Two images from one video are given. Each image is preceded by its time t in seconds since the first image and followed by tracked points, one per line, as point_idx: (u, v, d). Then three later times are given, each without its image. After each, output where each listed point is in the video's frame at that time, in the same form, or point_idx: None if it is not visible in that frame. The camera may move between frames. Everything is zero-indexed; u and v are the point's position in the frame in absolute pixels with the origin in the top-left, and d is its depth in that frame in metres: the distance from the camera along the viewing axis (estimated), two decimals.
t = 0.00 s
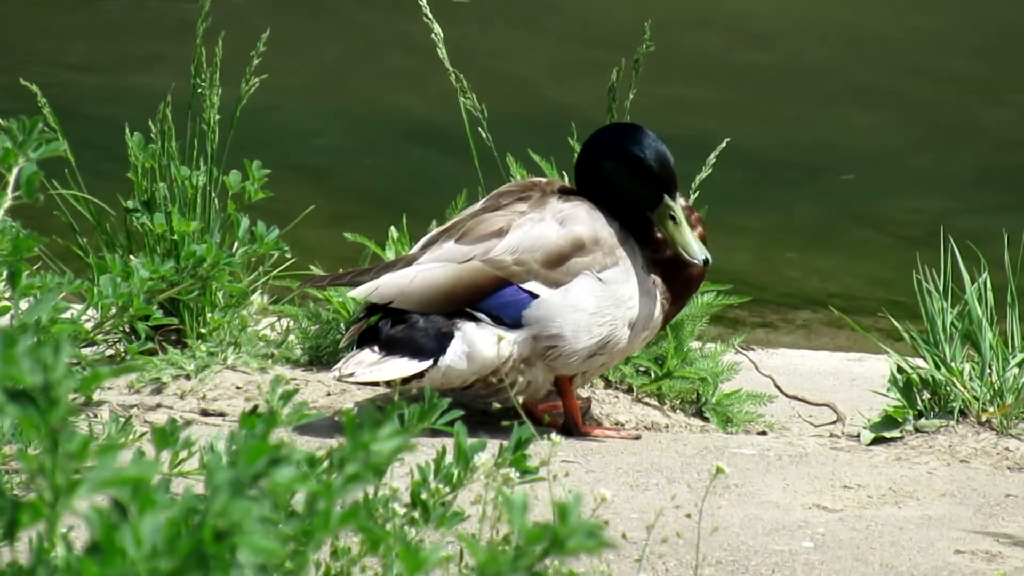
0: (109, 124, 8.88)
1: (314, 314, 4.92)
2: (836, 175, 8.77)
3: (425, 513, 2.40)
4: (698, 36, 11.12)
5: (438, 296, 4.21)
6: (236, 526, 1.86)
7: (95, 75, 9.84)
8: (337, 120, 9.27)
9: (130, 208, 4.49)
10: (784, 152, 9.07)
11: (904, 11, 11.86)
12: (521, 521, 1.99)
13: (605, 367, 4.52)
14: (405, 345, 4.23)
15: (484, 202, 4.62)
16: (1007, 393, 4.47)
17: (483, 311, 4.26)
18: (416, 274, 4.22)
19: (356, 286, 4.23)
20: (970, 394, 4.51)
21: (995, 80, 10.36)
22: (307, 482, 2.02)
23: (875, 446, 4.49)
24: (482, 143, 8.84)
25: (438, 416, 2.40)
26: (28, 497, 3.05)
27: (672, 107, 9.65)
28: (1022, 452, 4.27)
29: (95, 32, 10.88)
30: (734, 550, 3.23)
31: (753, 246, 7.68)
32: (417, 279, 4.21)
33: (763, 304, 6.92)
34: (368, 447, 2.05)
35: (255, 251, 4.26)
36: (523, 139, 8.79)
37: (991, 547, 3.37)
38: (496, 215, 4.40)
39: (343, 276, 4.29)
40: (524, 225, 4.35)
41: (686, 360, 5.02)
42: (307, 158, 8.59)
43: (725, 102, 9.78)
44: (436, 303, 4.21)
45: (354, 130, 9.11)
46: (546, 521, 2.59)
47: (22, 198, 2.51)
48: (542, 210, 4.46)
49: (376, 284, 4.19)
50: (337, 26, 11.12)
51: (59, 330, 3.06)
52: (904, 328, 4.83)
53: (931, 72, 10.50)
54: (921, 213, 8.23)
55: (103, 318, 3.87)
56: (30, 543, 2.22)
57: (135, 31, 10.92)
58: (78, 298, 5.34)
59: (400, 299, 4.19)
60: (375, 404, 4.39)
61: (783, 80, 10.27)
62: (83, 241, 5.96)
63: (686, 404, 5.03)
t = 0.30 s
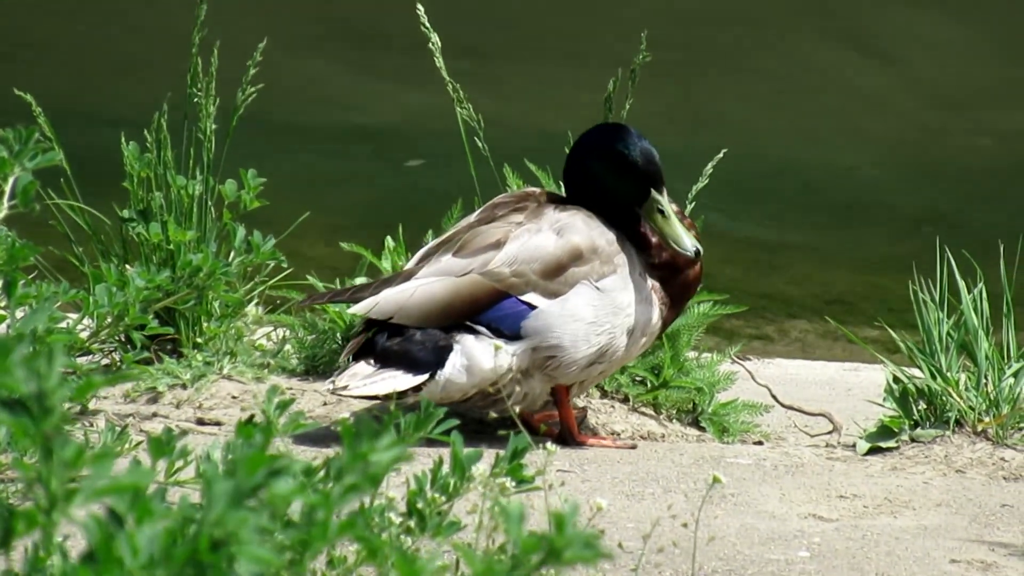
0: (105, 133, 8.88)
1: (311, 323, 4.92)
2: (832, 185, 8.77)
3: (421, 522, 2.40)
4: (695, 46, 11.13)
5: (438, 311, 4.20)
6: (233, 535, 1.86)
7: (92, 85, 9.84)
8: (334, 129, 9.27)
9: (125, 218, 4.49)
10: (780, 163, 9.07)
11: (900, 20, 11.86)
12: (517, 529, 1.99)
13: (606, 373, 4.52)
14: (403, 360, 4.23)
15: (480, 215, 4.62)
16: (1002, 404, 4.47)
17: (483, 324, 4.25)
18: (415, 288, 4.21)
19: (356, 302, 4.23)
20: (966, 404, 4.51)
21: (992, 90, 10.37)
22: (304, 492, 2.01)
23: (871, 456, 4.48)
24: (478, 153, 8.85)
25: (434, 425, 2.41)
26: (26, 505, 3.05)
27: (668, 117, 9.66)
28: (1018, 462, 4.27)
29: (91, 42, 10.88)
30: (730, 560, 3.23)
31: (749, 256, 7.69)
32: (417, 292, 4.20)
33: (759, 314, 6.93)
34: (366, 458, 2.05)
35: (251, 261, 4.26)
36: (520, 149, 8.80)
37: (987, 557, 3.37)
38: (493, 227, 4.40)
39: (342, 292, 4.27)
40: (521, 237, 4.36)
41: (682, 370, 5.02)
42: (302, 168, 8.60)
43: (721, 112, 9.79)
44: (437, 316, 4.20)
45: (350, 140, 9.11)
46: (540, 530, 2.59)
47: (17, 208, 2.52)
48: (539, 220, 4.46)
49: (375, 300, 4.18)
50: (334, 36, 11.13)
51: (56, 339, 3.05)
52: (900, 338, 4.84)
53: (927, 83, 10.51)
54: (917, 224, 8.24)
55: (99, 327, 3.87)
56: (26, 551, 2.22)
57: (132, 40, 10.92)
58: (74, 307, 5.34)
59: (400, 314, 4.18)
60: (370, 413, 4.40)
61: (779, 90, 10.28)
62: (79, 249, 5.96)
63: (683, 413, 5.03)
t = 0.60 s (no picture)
0: (99, 140, 8.88)
1: (305, 329, 4.91)
2: (827, 192, 8.78)
3: (416, 530, 2.41)
4: (690, 52, 11.14)
5: (438, 325, 4.18)
6: (225, 540, 1.87)
7: (87, 90, 9.84)
8: (329, 136, 9.27)
9: (120, 224, 4.48)
10: (774, 170, 9.08)
11: (895, 27, 11.87)
12: (510, 537, 2.00)
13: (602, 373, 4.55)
14: (404, 374, 4.22)
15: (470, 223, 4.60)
16: (996, 411, 4.48)
17: (483, 333, 4.25)
18: (411, 303, 4.18)
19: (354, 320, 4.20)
20: (960, 411, 4.52)
21: (987, 98, 10.38)
22: (296, 497, 2.02)
23: (866, 463, 4.49)
24: (473, 160, 8.85)
25: (429, 432, 2.41)
26: (20, 512, 3.04)
27: (662, 124, 9.66)
28: (1013, 468, 4.28)
29: (86, 48, 10.88)
30: (725, 567, 3.23)
31: (744, 263, 7.69)
32: (415, 309, 4.17)
33: (754, 322, 6.93)
34: (360, 464, 2.05)
35: (245, 267, 4.26)
36: (515, 156, 8.80)
37: (981, 564, 3.37)
38: (483, 235, 4.38)
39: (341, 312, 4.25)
40: (513, 242, 4.34)
41: (677, 377, 5.04)
42: (297, 175, 8.60)
43: (715, 120, 9.80)
44: (437, 331, 4.18)
45: (346, 146, 9.11)
46: (535, 536, 2.59)
47: (12, 214, 2.51)
48: (530, 225, 4.45)
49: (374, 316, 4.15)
50: (329, 42, 11.12)
51: (50, 346, 3.05)
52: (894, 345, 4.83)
53: (921, 90, 10.52)
54: (912, 231, 8.25)
55: (94, 334, 3.86)
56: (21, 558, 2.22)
57: (127, 47, 10.92)
58: (68, 313, 5.33)
59: (399, 329, 4.15)
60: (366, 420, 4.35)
61: (774, 97, 10.28)
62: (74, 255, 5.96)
63: (677, 420, 5.03)
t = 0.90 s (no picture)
0: (97, 143, 8.89)
1: (302, 333, 4.91)
2: (824, 196, 8.78)
3: (412, 533, 2.40)
4: (688, 56, 11.14)
5: (447, 336, 4.16)
6: (223, 545, 1.86)
7: (85, 94, 9.85)
8: (326, 141, 9.27)
9: (116, 228, 4.48)
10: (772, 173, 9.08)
11: (893, 31, 11.87)
12: (506, 540, 1.99)
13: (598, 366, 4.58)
14: (418, 391, 4.19)
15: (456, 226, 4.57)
16: (993, 415, 4.48)
17: (488, 337, 4.21)
18: (414, 318, 4.15)
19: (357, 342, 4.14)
20: (957, 415, 4.52)
21: (985, 102, 10.38)
22: (292, 501, 2.01)
23: (863, 466, 4.50)
24: (471, 164, 8.85)
25: (425, 435, 2.41)
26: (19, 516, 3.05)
27: (660, 128, 9.67)
28: (1010, 472, 4.28)
29: (85, 52, 10.89)
30: (721, 571, 3.23)
31: (741, 267, 7.70)
32: (420, 322, 4.14)
33: (751, 326, 6.93)
34: (357, 467, 2.07)
35: (243, 271, 4.26)
36: (512, 160, 8.80)
37: (977, 567, 3.37)
38: (474, 239, 4.36)
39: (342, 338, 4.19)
40: (504, 242, 4.34)
41: (674, 381, 5.04)
42: (294, 179, 8.60)
43: (713, 123, 9.81)
44: (445, 344, 4.16)
45: (344, 151, 9.11)
46: (531, 540, 2.57)
47: (7, 219, 2.51)
48: (518, 221, 4.44)
49: (379, 336, 4.11)
50: (327, 47, 11.12)
51: (48, 349, 3.05)
52: (891, 348, 4.84)
53: (920, 93, 10.52)
54: (910, 235, 8.25)
55: (90, 338, 3.86)
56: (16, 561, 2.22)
57: (125, 51, 10.92)
58: (65, 317, 5.33)
59: (406, 346, 4.11)
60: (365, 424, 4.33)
61: (772, 100, 10.29)
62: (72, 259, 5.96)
63: (674, 423, 5.02)
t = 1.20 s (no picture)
0: (92, 147, 8.88)
1: (297, 336, 4.92)
2: (820, 199, 8.78)
3: (407, 536, 2.40)
4: (683, 58, 11.13)
5: (448, 350, 4.14)
6: (223, 553, 1.86)
7: (79, 97, 9.83)
8: (322, 143, 9.27)
9: (111, 231, 4.50)
10: (768, 176, 9.08)
11: (888, 33, 11.86)
12: (505, 547, 2.00)
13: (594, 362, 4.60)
14: (425, 407, 4.16)
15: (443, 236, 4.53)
16: (989, 418, 4.48)
17: (488, 348, 4.21)
18: (414, 336, 4.12)
19: (359, 363, 4.11)
20: (952, 418, 4.52)
21: (980, 104, 10.38)
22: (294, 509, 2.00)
23: (858, 469, 4.50)
24: (466, 167, 8.85)
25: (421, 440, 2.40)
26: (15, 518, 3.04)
27: (656, 131, 9.67)
28: (1005, 475, 4.28)
29: (79, 55, 10.87)
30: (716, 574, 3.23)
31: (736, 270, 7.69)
32: (420, 340, 4.11)
33: (747, 329, 6.93)
34: (359, 474, 2.06)
35: (238, 275, 4.26)
36: (507, 163, 8.80)
37: (972, 570, 3.37)
38: (465, 250, 4.32)
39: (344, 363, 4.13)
40: (497, 252, 4.32)
41: (669, 384, 5.05)
42: (290, 182, 8.60)
43: (709, 126, 9.81)
44: (448, 361, 4.15)
45: (339, 154, 9.10)
46: (527, 542, 2.57)
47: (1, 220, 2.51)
48: (507, 228, 4.42)
49: (381, 358, 4.06)
50: (323, 49, 11.11)
51: (43, 351, 3.04)
52: (886, 352, 4.83)
53: (915, 96, 10.52)
54: (905, 237, 8.25)
55: (85, 341, 3.86)
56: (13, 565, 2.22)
57: (119, 54, 10.91)
58: (60, 320, 5.32)
59: (409, 365, 4.08)
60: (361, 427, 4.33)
61: (767, 103, 10.28)
62: (66, 262, 5.95)
63: (669, 427, 5.02)
